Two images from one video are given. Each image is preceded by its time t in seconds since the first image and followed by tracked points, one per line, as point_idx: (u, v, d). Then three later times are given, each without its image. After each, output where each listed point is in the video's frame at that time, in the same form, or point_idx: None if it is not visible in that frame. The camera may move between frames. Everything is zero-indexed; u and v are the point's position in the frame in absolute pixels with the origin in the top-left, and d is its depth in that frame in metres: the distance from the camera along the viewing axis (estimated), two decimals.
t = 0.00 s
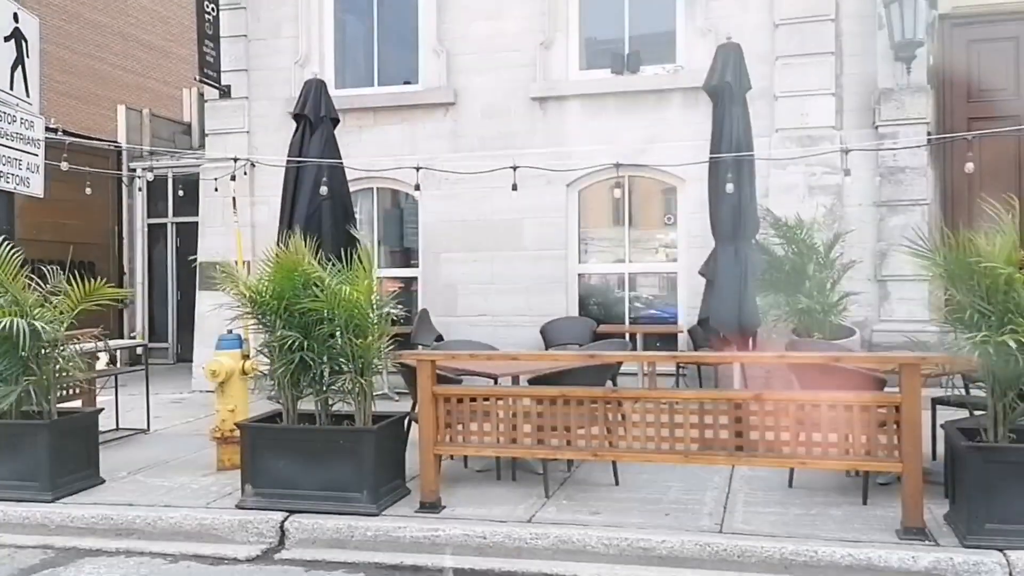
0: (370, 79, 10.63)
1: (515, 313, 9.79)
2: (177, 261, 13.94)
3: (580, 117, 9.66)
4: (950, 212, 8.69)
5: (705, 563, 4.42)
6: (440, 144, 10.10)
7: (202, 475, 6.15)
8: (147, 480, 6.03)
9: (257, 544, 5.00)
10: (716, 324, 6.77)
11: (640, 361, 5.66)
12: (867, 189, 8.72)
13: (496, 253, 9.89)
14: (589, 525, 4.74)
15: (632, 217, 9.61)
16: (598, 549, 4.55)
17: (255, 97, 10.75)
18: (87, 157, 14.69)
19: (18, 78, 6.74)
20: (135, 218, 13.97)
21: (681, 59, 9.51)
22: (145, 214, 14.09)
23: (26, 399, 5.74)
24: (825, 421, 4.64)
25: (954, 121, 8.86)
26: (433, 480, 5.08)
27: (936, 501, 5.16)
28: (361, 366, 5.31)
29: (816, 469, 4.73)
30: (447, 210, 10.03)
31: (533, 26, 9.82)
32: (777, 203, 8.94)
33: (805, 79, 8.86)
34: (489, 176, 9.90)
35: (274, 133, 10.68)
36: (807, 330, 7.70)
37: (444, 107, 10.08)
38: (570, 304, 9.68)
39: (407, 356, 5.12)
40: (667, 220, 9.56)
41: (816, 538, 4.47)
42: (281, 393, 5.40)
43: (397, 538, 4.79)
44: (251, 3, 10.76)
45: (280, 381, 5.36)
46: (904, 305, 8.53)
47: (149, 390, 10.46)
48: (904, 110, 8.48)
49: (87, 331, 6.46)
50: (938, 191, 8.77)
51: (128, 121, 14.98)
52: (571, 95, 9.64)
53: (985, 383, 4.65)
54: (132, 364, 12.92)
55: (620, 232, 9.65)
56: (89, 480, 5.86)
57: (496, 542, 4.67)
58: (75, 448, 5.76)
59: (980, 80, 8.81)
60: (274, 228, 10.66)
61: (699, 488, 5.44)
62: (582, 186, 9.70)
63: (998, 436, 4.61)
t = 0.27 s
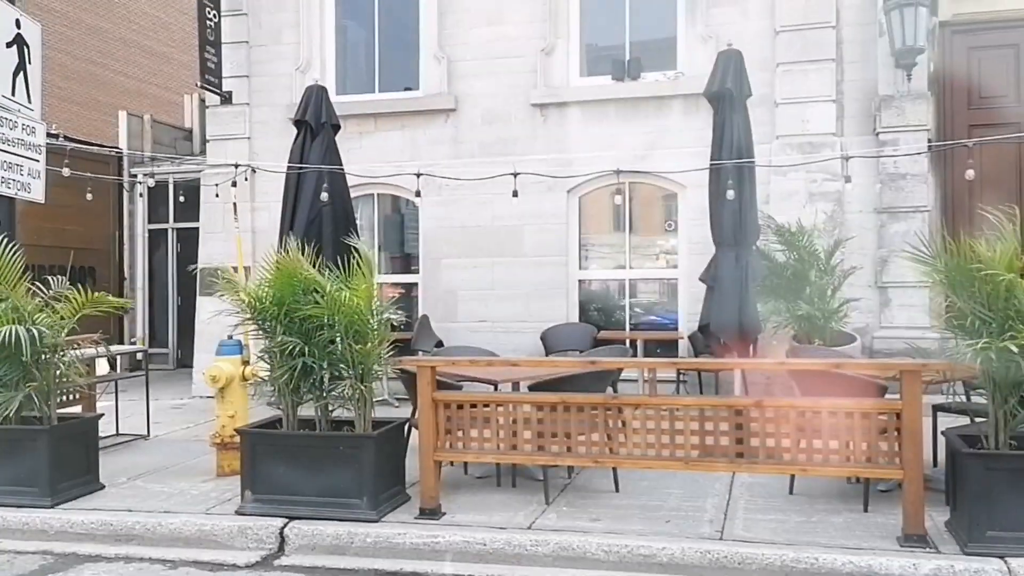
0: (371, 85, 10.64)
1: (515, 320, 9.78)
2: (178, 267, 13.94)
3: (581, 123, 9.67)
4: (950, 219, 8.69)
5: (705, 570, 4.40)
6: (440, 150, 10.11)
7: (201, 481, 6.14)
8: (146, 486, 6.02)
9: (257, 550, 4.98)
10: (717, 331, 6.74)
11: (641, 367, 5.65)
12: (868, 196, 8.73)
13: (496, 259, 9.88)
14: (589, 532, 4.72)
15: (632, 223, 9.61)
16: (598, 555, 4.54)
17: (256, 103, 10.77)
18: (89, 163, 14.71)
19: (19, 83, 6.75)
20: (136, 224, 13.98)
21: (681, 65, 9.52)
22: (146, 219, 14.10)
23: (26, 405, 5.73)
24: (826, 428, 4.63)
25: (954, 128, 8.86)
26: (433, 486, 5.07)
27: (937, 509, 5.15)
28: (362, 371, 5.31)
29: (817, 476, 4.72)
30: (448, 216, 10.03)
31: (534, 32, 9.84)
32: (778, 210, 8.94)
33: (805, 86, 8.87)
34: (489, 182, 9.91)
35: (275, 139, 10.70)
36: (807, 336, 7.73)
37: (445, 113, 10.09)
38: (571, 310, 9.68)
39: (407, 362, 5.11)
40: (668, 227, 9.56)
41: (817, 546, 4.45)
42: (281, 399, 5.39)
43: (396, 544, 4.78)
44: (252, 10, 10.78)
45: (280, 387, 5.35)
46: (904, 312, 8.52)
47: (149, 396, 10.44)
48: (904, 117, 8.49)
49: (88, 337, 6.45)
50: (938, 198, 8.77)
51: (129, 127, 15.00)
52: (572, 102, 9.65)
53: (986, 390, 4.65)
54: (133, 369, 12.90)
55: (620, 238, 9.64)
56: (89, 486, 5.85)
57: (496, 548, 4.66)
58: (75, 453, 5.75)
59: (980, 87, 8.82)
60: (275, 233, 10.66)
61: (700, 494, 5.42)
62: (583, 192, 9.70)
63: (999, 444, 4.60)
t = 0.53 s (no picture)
0: (372, 88, 10.66)
1: (516, 323, 9.79)
2: (178, 270, 13.95)
3: (582, 127, 9.68)
4: (951, 223, 8.69)
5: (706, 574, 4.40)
6: (441, 154, 10.12)
7: (201, 484, 6.14)
8: (147, 489, 6.02)
9: (257, 553, 4.98)
10: (717, 336, 6.72)
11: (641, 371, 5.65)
12: (868, 201, 8.73)
13: (497, 262, 9.89)
14: (589, 536, 4.72)
15: (633, 226, 9.62)
16: (599, 560, 4.54)
17: (257, 107, 10.79)
18: (90, 166, 14.72)
19: (21, 87, 6.76)
20: (137, 227, 14.00)
21: (682, 69, 9.53)
22: (146, 222, 14.12)
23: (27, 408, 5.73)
24: (827, 432, 4.63)
25: (955, 132, 8.87)
26: (433, 491, 5.07)
27: (937, 513, 5.14)
28: (362, 375, 5.31)
29: (817, 481, 4.72)
30: (448, 219, 10.04)
31: (535, 36, 9.85)
32: (778, 214, 8.94)
33: (806, 90, 8.88)
34: (490, 186, 9.92)
35: (276, 143, 10.71)
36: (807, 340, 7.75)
37: (446, 117, 10.10)
38: (571, 314, 9.68)
39: (408, 366, 5.11)
40: (668, 231, 9.57)
41: (818, 550, 4.45)
42: (281, 402, 5.39)
43: (396, 548, 4.78)
44: (254, 13, 10.81)
45: (280, 391, 5.36)
46: (905, 316, 8.52)
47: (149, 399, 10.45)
48: (905, 121, 8.50)
49: (88, 340, 6.46)
50: (938, 202, 8.78)
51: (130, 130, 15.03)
52: (572, 106, 9.67)
53: (987, 395, 4.65)
54: (133, 372, 12.91)
55: (620, 242, 9.65)
56: (90, 490, 5.85)
57: (496, 552, 4.66)
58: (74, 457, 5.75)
59: (981, 92, 8.83)
60: (275, 236, 10.67)
61: (700, 499, 5.42)
62: (584, 196, 9.71)
63: (1000, 448, 4.60)
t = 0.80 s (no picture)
0: (373, 95, 10.68)
1: (516, 330, 9.79)
2: (180, 276, 13.97)
3: (583, 134, 9.70)
4: (952, 230, 8.69)
5: None
6: (442, 160, 10.13)
7: (202, 490, 6.13)
8: (147, 496, 6.02)
9: (257, 560, 4.97)
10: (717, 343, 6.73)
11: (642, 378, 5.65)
12: (869, 208, 8.74)
13: (498, 269, 9.89)
14: (589, 543, 4.71)
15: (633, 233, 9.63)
16: (599, 567, 4.52)
17: (259, 113, 10.82)
18: (92, 172, 14.76)
19: (23, 94, 6.77)
20: (138, 233, 14.02)
21: (683, 76, 9.54)
22: (148, 229, 14.14)
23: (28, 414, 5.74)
24: (827, 440, 4.63)
25: (955, 139, 8.88)
26: (433, 498, 5.06)
27: (939, 521, 5.13)
28: (362, 382, 5.31)
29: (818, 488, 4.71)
30: (449, 226, 10.04)
31: (536, 43, 9.88)
32: (779, 221, 8.94)
33: (806, 97, 8.89)
34: (491, 192, 9.92)
35: (277, 149, 10.73)
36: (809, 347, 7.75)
37: (447, 124, 10.12)
38: (572, 321, 9.68)
39: (408, 372, 5.11)
40: (669, 237, 9.57)
41: (818, 558, 4.44)
42: (282, 409, 5.39)
43: (396, 555, 4.77)
44: (255, 21, 10.84)
45: (280, 397, 5.36)
46: (906, 323, 8.51)
47: (150, 406, 10.45)
48: (906, 128, 8.50)
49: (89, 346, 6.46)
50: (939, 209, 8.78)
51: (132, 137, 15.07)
52: (573, 113, 9.69)
53: (988, 402, 4.64)
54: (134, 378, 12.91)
55: (621, 249, 9.66)
56: (90, 496, 5.85)
57: (496, 559, 4.65)
58: (75, 463, 5.75)
59: (982, 99, 8.84)
60: (277, 243, 10.68)
61: (701, 506, 5.41)
62: (584, 203, 9.72)
63: (1001, 456, 4.59)
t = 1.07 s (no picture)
0: (375, 98, 10.69)
1: (518, 332, 9.79)
2: (182, 279, 13.99)
3: (585, 136, 9.70)
4: (954, 232, 8.69)
5: None
6: (444, 163, 10.14)
7: (204, 493, 6.14)
8: (149, 499, 6.02)
9: (259, 563, 4.97)
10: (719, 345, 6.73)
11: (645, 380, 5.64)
12: (871, 210, 8.73)
13: (500, 271, 9.89)
14: (591, 546, 4.71)
15: (635, 236, 9.63)
16: (601, 570, 4.52)
17: (262, 116, 10.84)
18: (95, 176, 14.78)
19: (27, 97, 6.81)
20: (141, 236, 14.04)
21: (685, 79, 9.54)
22: (151, 232, 14.16)
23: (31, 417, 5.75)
24: (830, 442, 4.62)
25: (958, 141, 8.87)
26: (435, 501, 5.06)
27: (941, 524, 5.12)
28: (365, 385, 5.32)
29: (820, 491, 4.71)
30: (452, 228, 10.05)
31: (538, 46, 9.89)
32: (781, 224, 8.94)
33: (809, 100, 8.89)
34: (493, 195, 9.93)
35: (280, 152, 10.75)
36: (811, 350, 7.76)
37: (449, 127, 10.13)
38: (574, 324, 9.68)
39: (410, 375, 5.10)
40: (671, 240, 9.57)
41: (821, 561, 4.43)
42: (284, 411, 5.39)
43: (398, 558, 4.77)
44: (258, 24, 10.86)
45: (282, 400, 5.36)
46: (909, 326, 8.50)
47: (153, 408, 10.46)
48: (908, 130, 8.51)
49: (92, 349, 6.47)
50: (942, 212, 8.78)
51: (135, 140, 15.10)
52: (575, 115, 9.70)
53: (991, 404, 4.63)
54: (137, 381, 12.92)
55: (623, 251, 9.66)
56: (92, 499, 5.86)
57: (498, 562, 4.64)
58: (77, 466, 5.76)
59: (984, 101, 8.84)
60: (279, 245, 10.70)
61: (703, 509, 5.40)
62: (586, 206, 9.72)
63: (1003, 458, 4.58)
